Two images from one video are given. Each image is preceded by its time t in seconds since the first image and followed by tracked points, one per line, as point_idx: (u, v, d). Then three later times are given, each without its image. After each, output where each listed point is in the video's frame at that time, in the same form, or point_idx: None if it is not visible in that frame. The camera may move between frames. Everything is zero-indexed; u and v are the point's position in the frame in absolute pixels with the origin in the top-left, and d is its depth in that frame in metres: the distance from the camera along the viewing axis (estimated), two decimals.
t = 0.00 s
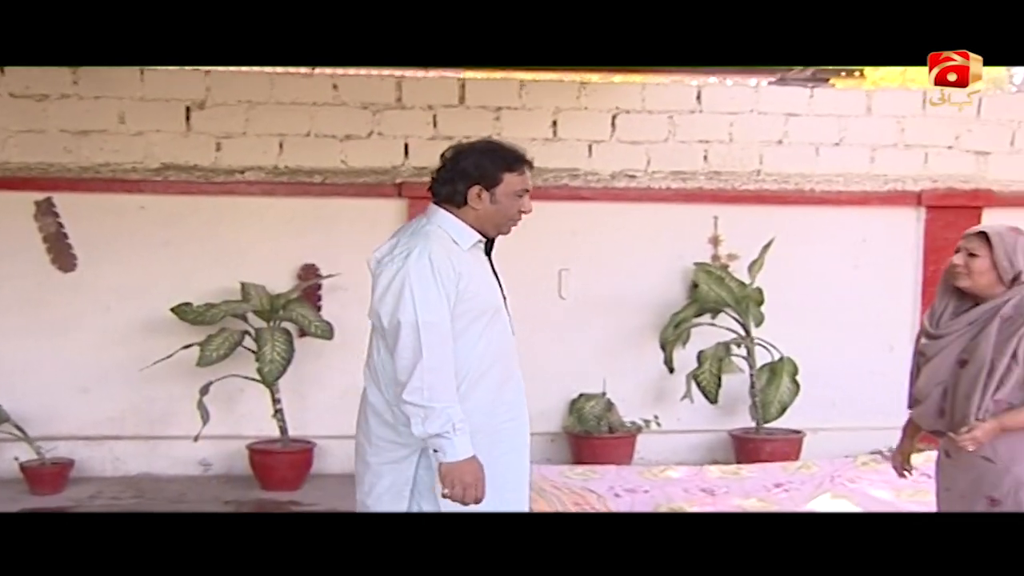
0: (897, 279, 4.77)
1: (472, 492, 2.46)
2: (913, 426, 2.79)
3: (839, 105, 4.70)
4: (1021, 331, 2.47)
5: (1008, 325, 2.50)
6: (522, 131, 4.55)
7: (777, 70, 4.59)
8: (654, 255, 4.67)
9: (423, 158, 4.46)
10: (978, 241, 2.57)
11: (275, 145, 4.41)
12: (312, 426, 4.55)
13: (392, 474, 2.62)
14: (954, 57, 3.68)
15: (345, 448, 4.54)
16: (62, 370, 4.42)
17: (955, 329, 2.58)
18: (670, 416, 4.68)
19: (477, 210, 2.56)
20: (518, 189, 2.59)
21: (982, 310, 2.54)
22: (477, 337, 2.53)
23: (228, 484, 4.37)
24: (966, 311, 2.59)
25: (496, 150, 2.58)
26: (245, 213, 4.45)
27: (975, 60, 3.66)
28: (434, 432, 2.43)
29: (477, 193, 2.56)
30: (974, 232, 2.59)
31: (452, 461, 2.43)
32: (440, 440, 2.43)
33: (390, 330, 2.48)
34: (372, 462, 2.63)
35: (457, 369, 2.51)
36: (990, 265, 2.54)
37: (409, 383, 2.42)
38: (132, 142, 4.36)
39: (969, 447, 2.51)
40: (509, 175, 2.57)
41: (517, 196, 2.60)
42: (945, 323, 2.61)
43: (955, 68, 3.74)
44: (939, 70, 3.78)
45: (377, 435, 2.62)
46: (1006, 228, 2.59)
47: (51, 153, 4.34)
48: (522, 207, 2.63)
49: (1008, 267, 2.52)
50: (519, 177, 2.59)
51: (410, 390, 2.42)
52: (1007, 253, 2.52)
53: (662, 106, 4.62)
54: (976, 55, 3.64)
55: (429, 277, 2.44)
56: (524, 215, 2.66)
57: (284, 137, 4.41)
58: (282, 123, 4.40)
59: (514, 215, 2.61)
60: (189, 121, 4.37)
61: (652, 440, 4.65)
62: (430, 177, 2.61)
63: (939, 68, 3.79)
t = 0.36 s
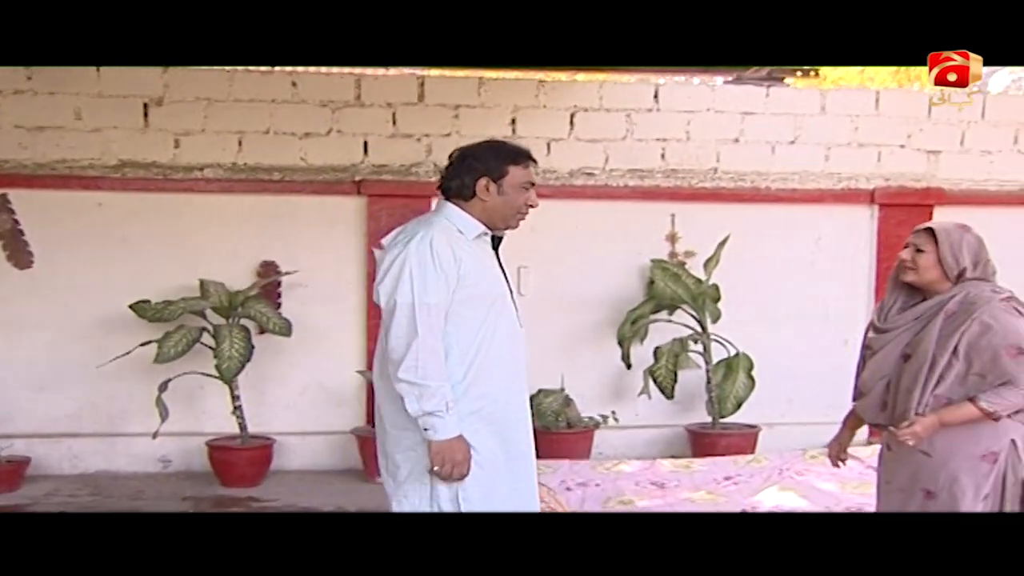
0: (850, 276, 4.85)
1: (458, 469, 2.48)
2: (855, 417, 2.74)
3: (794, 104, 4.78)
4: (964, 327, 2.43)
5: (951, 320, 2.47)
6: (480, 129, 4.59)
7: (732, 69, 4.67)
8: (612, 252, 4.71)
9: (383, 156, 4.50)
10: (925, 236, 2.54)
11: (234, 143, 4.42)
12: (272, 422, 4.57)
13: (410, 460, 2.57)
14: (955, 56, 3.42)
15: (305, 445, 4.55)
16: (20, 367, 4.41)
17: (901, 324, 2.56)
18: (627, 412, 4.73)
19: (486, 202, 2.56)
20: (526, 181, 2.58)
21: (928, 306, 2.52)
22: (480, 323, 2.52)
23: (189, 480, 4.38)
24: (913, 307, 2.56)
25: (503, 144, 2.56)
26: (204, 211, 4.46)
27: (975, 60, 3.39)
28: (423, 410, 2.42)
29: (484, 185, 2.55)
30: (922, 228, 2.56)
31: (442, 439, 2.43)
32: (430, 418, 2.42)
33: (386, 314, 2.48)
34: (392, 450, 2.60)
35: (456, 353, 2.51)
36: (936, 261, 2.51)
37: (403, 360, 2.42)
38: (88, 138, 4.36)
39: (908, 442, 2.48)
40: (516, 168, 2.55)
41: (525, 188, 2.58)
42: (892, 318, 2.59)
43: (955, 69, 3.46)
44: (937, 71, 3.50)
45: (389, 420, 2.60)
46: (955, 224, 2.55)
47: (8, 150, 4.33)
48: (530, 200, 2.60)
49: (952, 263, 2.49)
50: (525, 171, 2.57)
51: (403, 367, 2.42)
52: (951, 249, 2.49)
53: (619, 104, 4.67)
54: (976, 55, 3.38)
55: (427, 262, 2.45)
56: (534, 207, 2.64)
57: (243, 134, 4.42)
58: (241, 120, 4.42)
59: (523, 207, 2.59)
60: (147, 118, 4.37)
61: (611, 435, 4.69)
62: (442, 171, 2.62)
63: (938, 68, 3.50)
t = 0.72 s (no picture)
0: (806, 272, 4.94)
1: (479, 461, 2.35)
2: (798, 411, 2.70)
3: (752, 104, 4.84)
4: (910, 323, 2.37)
5: (899, 316, 2.41)
6: (441, 127, 4.61)
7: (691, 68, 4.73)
8: (572, 249, 4.75)
9: (343, 153, 4.53)
10: (872, 232, 2.47)
11: (194, 140, 4.44)
12: (235, 418, 4.60)
13: (394, 455, 2.45)
14: (954, 57, 3.32)
15: (267, 441, 4.58)
16: None
17: (851, 319, 2.49)
18: (588, 407, 4.78)
19: (475, 202, 2.47)
20: (514, 180, 2.49)
21: (877, 301, 2.45)
22: (479, 318, 2.43)
23: (149, 477, 4.39)
24: (863, 302, 2.50)
25: (490, 143, 2.48)
26: (164, 208, 4.47)
27: (975, 60, 3.29)
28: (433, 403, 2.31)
29: (474, 184, 2.46)
30: (869, 225, 2.50)
31: (455, 432, 2.32)
32: (438, 412, 2.31)
33: (384, 311, 2.38)
34: (373, 445, 2.47)
35: (459, 348, 2.41)
36: (884, 258, 2.44)
37: (407, 356, 2.31)
38: (46, 134, 4.35)
39: (854, 436, 2.40)
40: (503, 167, 2.47)
41: (514, 186, 2.50)
42: (842, 313, 2.52)
43: (956, 68, 3.38)
44: (937, 70, 3.41)
45: (379, 417, 2.47)
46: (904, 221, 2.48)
47: None
48: (519, 198, 2.52)
49: (900, 260, 2.42)
50: (514, 168, 2.49)
51: (408, 364, 2.31)
52: (898, 245, 2.42)
53: (579, 103, 4.72)
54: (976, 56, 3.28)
55: (425, 257, 2.36)
56: (521, 206, 2.55)
57: (203, 131, 4.43)
58: (201, 117, 4.43)
59: (512, 206, 2.50)
60: (105, 114, 4.36)
61: (571, 431, 4.74)
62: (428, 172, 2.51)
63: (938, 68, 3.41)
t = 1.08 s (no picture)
0: (772, 262, 5.00)
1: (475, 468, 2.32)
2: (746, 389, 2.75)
3: (719, 95, 4.88)
4: (867, 311, 2.37)
5: (856, 306, 2.40)
6: (410, 118, 4.63)
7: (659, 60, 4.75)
8: (540, 239, 4.80)
9: (311, 145, 4.54)
10: (832, 223, 2.46)
11: (162, 130, 4.45)
12: (204, 407, 4.62)
13: (404, 452, 2.39)
14: (954, 57, 3.24)
15: (236, 430, 4.61)
16: None
17: (809, 308, 2.48)
18: (555, 397, 4.83)
19: (481, 194, 2.40)
20: (520, 171, 2.42)
21: (836, 291, 2.44)
22: (494, 319, 2.39)
23: (117, 466, 4.42)
24: (822, 292, 2.49)
25: (495, 133, 2.40)
26: (131, 198, 4.49)
27: (975, 59, 3.21)
28: (450, 409, 2.27)
29: (480, 177, 2.38)
30: (830, 216, 2.49)
31: (463, 438, 2.28)
32: (456, 417, 2.27)
33: (406, 314, 2.30)
34: (381, 441, 2.40)
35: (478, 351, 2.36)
36: (843, 249, 2.44)
37: (433, 362, 2.25)
38: (11, 124, 4.35)
39: (808, 424, 2.41)
40: (511, 158, 2.40)
41: (520, 177, 2.43)
42: (801, 302, 2.51)
43: (955, 68, 3.26)
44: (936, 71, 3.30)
45: (389, 414, 2.39)
46: (864, 214, 2.48)
47: None
48: (524, 189, 2.45)
49: (858, 252, 2.42)
50: (520, 159, 2.41)
51: (432, 371, 2.25)
52: (857, 237, 2.41)
53: (548, 94, 4.74)
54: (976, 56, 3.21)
55: (450, 261, 2.29)
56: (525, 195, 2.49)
57: (170, 122, 4.44)
58: (168, 108, 4.44)
59: (518, 197, 2.44)
60: (71, 104, 4.36)
61: (539, 420, 4.79)
62: (431, 161, 2.43)
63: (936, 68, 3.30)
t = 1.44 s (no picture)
0: (743, 249, 5.05)
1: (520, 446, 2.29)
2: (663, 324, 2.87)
3: (690, 83, 4.90)
4: (826, 299, 2.39)
5: (815, 293, 2.42)
6: (383, 104, 4.65)
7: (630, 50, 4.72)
8: (512, 226, 4.83)
9: (284, 132, 4.57)
10: (792, 211, 2.47)
11: (134, 117, 4.46)
12: (179, 392, 4.64)
13: (390, 435, 2.41)
14: (955, 56, 3.22)
15: (211, 416, 4.64)
16: None
17: (768, 295, 2.49)
18: (527, 382, 4.87)
19: (470, 185, 2.38)
20: (510, 161, 2.39)
21: (795, 277, 2.46)
22: (488, 302, 2.40)
23: (91, 451, 4.45)
24: (781, 278, 2.50)
25: (486, 122, 2.36)
26: (104, 185, 4.51)
27: (976, 59, 3.20)
28: (472, 393, 2.26)
29: (469, 169, 2.36)
30: (790, 203, 2.50)
31: (494, 419, 2.27)
32: (477, 402, 2.26)
33: (402, 306, 2.31)
34: (366, 422, 2.42)
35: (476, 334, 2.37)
36: (801, 237, 2.45)
37: (437, 352, 2.26)
38: None
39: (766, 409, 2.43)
40: (501, 148, 2.36)
41: (510, 167, 2.40)
42: (761, 288, 2.52)
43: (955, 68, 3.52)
44: (937, 70, 3.31)
45: (383, 399, 2.41)
46: (824, 201, 2.49)
47: None
48: (515, 177, 2.43)
49: (816, 239, 2.43)
50: (510, 149, 2.38)
51: (440, 362, 2.25)
52: (815, 224, 2.43)
53: (521, 81, 4.77)
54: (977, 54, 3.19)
55: (437, 251, 2.29)
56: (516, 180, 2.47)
57: (143, 108, 4.46)
58: (141, 94, 4.45)
59: (508, 185, 2.42)
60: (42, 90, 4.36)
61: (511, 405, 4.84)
62: (420, 147, 2.40)
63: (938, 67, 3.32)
